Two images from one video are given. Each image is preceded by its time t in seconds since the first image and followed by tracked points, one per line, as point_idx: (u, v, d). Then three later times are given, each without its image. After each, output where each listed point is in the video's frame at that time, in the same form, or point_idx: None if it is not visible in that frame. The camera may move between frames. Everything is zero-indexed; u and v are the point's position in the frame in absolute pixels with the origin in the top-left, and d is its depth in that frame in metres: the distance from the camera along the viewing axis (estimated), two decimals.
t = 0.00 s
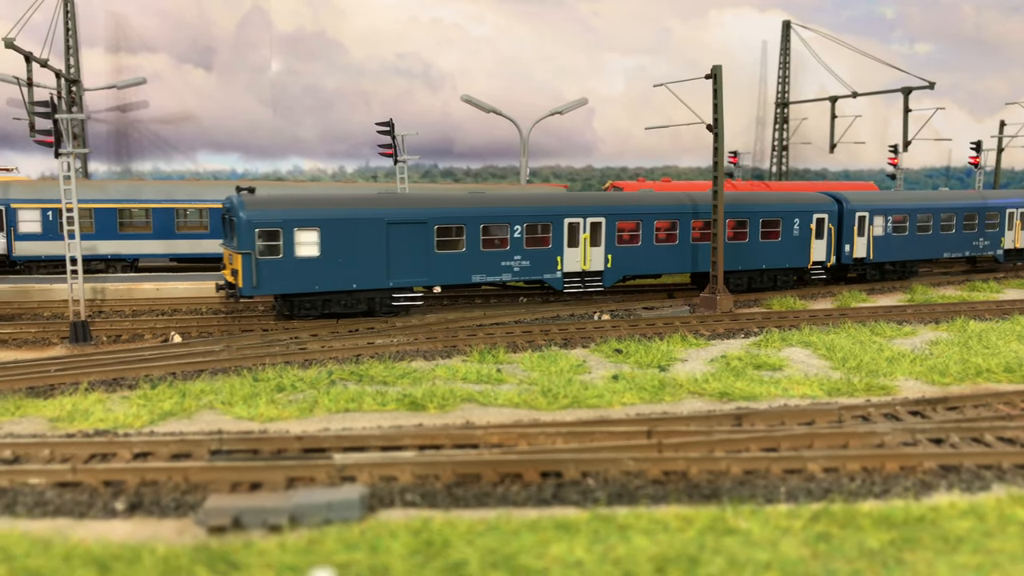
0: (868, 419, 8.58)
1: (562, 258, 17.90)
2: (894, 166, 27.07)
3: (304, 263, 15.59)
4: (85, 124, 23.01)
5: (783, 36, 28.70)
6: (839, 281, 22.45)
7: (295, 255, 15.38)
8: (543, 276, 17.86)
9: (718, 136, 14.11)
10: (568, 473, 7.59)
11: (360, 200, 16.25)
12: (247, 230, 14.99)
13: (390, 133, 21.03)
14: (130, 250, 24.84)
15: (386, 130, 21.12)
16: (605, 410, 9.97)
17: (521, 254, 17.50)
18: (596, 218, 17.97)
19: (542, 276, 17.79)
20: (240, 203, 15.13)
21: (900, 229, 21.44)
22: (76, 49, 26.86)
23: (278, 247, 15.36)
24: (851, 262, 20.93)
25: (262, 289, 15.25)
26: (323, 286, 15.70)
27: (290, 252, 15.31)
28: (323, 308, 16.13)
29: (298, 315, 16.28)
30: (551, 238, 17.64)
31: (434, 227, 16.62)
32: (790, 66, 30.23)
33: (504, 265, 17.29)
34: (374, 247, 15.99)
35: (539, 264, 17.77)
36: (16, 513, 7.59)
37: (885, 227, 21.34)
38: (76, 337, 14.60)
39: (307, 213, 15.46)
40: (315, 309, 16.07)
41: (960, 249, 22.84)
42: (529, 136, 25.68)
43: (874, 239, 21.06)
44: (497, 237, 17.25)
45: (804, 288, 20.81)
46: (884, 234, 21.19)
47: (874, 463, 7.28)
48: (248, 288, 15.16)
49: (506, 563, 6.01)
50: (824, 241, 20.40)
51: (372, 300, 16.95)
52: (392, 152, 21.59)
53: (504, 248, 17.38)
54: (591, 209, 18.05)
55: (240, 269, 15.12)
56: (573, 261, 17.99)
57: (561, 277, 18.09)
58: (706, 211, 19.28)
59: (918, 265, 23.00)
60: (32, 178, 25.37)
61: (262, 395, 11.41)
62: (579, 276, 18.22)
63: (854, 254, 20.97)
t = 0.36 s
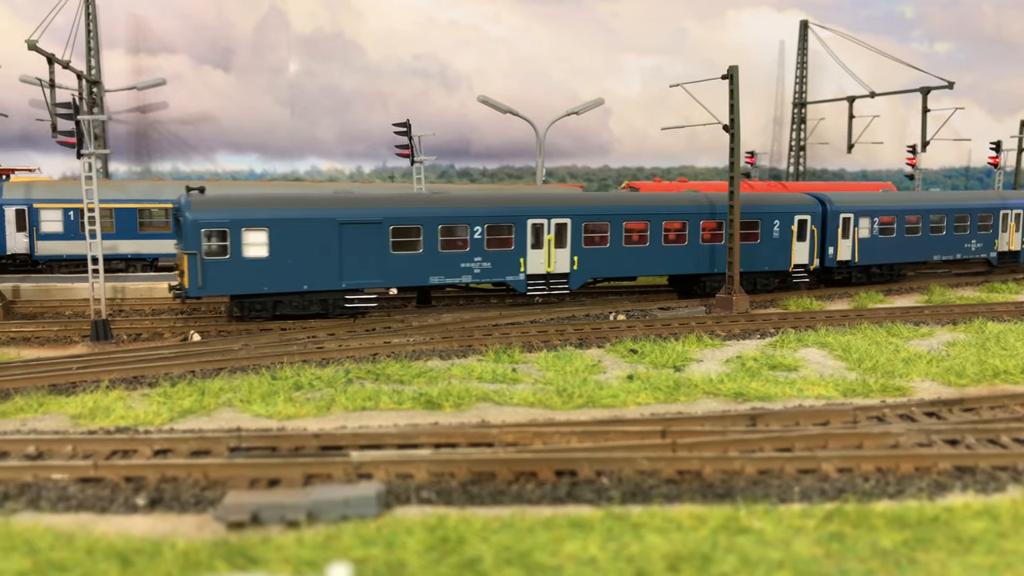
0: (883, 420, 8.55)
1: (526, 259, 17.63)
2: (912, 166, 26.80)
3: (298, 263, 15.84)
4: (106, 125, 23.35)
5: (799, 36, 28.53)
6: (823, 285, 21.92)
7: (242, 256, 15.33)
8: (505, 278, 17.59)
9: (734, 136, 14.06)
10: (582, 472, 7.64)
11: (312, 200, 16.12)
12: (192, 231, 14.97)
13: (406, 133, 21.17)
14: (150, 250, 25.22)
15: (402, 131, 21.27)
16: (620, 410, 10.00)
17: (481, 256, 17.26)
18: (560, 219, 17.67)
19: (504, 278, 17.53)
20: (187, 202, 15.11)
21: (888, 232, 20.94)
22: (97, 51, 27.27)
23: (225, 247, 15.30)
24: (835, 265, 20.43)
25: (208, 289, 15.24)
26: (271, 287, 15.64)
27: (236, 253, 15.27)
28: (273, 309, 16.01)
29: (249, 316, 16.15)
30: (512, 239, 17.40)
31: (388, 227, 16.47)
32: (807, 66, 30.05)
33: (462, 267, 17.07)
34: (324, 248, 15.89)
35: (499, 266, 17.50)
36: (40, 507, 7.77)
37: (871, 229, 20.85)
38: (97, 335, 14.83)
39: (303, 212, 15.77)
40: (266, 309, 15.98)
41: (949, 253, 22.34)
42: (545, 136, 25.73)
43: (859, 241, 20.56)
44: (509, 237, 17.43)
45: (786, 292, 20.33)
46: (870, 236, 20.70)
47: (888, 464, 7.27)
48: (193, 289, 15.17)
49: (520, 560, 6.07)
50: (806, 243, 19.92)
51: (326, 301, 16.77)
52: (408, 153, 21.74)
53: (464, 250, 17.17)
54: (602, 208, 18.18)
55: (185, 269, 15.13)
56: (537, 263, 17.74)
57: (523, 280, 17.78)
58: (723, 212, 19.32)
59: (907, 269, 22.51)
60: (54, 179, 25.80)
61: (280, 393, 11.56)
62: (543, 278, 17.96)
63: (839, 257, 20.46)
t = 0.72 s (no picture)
0: (897, 421, 8.53)
1: (486, 261, 17.49)
2: (931, 167, 26.53)
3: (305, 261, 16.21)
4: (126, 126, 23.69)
5: (817, 36, 28.36)
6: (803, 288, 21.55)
7: (187, 256, 15.41)
8: (465, 280, 17.41)
9: (751, 137, 14.02)
10: (596, 471, 7.69)
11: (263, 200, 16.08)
12: (139, 231, 15.14)
13: (422, 134, 21.31)
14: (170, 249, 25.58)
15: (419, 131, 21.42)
16: (635, 409, 10.02)
17: (439, 257, 17.12)
18: (521, 220, 17.49)
19: (464, 279, 17.35)
20: (134, 203, 15.27)
21: (872, 234, 20.59)
22: (118, 52, 27.68)
23: (172, 247, 15.43)
24: (816, 268, 20.09)
25: (153, 290, 15.36)
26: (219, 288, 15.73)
27: (182, 253, 15.37)
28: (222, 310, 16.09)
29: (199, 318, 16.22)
30: (471, 240, 17.27)
31: (341, 228, 16.38)
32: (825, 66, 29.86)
33: (419, 269, 16.94)
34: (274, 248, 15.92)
35: (458, 268, 17.34)
36: (63, 502, 7.94)
37: (854, 231, 20.53)
38: (117, 334, 15.06)
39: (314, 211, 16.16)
40: (215, 310, 16.07)
41: (935, 256, 21.97)
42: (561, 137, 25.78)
43: (841, 243, 20.23)
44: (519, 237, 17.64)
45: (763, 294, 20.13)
46: (853, 238, 20.37)
47: (903, 464, 7.25)
48: (139, 290, 15.32)
49: (535, 557, 6.13)
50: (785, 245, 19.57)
51: (279, 303, 16.72)
52: (425, 153, 21.89)
53: (421, 252, 17.06)
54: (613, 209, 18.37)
55: (132, 270, 15.29)
56: (499, 265, 17.57)
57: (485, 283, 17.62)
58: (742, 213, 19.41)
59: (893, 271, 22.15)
60: (76, 179, 26.24)
61: (298, 391, 11.71)
62: (506, 280, 17.80)
63: (820, 260, 20.11)
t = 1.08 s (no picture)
0: (913, 422, 8.50)
1: (443, 263, 17.15)
2: (949, 167, 26.26)
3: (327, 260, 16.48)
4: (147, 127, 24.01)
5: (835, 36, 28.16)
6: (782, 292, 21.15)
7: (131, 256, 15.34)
8: (420, 282, 17.09)
9: (767, 137, 13.99)
10: (611, 470, 7.74)
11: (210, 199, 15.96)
12: (82, 231, 15.11)
13: (439, 135, 21.43)
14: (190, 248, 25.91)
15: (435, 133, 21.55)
16: (650, 409, 10.04)
17: (393, 259, 16.80)
18: (479, 221, 17.11)
19: (419, 282, 17.04)
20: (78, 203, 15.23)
21: (854, 237, 20.15)
22: (138, 54, 28.07)
23: (118, 247, 15.35)
24: (795, 271, 19.69)
25: (98, 290, 15.38)
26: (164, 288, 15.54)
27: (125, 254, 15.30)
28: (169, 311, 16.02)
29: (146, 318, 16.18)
30: (428, 242, 16.92)
31: (290, 228, 16.12)
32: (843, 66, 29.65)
33: (372, 270, 16.67)
34: (220, 249, 15.77)
35: (412, 271, 17.01)
36: (86, 497, 8.11)
37: (835, 233, 20.18)
38: (138, 332, 15.29)
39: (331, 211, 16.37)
40: (162, 312, 15.98)
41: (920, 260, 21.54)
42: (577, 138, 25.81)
43: (821, 246, 19.90)
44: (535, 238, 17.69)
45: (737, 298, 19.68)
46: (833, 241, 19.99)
47: (918, 465, 7.24)
48: (83, 290, 15.34)
49: (549, 555, 6.19)
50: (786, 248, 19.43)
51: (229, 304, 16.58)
52: (442, 154, 22.03)
53: (374, 252, 16.76)
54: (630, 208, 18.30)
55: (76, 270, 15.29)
56: (456, 267, 17.26)
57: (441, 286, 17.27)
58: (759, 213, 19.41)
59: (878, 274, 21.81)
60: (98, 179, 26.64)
61: (316, 390, 11.85)
62: (464, 282, 17.46)
63: (799, 263, 19.74)
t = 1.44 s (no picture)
0: (929, 423, 8.47)
1: (398, 264, 17.05)
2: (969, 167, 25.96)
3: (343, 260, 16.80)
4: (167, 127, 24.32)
5: (853, 35, 27.94)
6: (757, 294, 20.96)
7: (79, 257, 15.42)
8: (375, 283, 17.03)
9: (784, 137, 13.94)
10: (626, 469, 7.78)
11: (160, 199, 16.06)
12: (28, 231, 15.17)
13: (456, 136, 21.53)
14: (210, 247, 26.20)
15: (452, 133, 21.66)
16: (665, 409, 10.06)
17: (346, 260, 16.77)
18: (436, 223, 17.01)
19: (373, 283, 16.98)
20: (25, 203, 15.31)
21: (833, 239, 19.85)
22: (158, 55, 28.44)
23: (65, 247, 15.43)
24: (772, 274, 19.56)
25: (45, 291, 15.39)
26: (112, 288, 15.68)
27: (73, 254, 15.38)
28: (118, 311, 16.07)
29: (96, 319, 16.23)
30: (383, 244, 16.88)
31: (240, 229, 16.11)
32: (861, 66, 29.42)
33: (324, 272, 16.64)
34: (167, 249, 15.80)
35: (368, 272, 16.95)
36: (108, 492, 8.28)
37: (816, 235, 19.82)
38: (158, 331, 15.53)
39: (348, 211, 16.71)
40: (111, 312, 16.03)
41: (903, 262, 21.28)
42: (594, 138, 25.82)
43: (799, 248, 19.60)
44: (548, 239, 17.86)
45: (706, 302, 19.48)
46: (812, 243, 19.65)
47: (933, 466, 7.23)
48: (30, 290, 15.37)
49: (564, 552, 6.25)
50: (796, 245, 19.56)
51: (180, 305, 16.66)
52: (459, 155, 22.13)
53: (328, 253, 16.74)
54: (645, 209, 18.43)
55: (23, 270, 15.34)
56: (412, 268, 17.17)
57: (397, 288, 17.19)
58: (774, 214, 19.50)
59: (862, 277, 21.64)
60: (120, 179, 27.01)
61: (333, 388, 11.99)
62: (421, 283, 17.35)
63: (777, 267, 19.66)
